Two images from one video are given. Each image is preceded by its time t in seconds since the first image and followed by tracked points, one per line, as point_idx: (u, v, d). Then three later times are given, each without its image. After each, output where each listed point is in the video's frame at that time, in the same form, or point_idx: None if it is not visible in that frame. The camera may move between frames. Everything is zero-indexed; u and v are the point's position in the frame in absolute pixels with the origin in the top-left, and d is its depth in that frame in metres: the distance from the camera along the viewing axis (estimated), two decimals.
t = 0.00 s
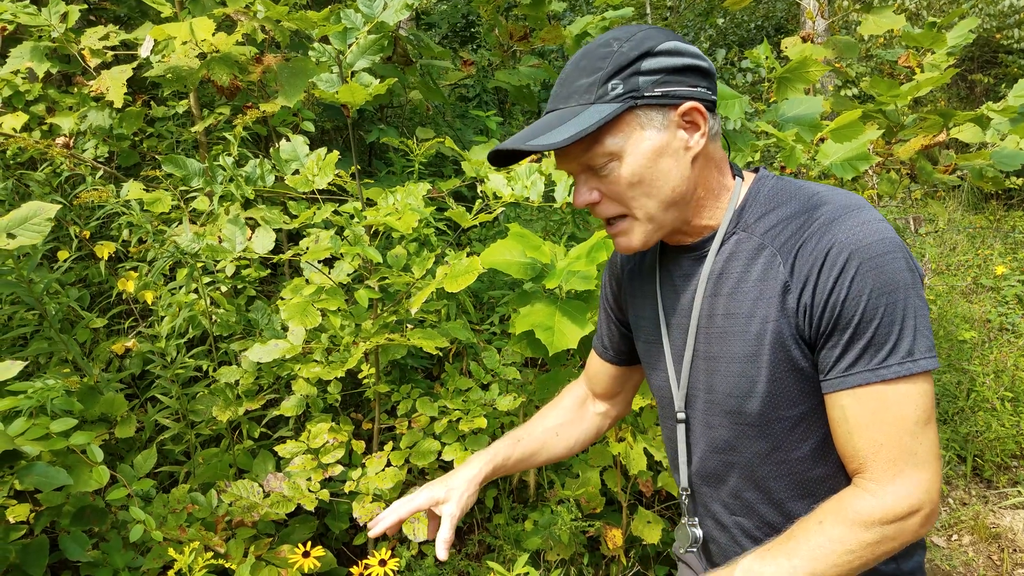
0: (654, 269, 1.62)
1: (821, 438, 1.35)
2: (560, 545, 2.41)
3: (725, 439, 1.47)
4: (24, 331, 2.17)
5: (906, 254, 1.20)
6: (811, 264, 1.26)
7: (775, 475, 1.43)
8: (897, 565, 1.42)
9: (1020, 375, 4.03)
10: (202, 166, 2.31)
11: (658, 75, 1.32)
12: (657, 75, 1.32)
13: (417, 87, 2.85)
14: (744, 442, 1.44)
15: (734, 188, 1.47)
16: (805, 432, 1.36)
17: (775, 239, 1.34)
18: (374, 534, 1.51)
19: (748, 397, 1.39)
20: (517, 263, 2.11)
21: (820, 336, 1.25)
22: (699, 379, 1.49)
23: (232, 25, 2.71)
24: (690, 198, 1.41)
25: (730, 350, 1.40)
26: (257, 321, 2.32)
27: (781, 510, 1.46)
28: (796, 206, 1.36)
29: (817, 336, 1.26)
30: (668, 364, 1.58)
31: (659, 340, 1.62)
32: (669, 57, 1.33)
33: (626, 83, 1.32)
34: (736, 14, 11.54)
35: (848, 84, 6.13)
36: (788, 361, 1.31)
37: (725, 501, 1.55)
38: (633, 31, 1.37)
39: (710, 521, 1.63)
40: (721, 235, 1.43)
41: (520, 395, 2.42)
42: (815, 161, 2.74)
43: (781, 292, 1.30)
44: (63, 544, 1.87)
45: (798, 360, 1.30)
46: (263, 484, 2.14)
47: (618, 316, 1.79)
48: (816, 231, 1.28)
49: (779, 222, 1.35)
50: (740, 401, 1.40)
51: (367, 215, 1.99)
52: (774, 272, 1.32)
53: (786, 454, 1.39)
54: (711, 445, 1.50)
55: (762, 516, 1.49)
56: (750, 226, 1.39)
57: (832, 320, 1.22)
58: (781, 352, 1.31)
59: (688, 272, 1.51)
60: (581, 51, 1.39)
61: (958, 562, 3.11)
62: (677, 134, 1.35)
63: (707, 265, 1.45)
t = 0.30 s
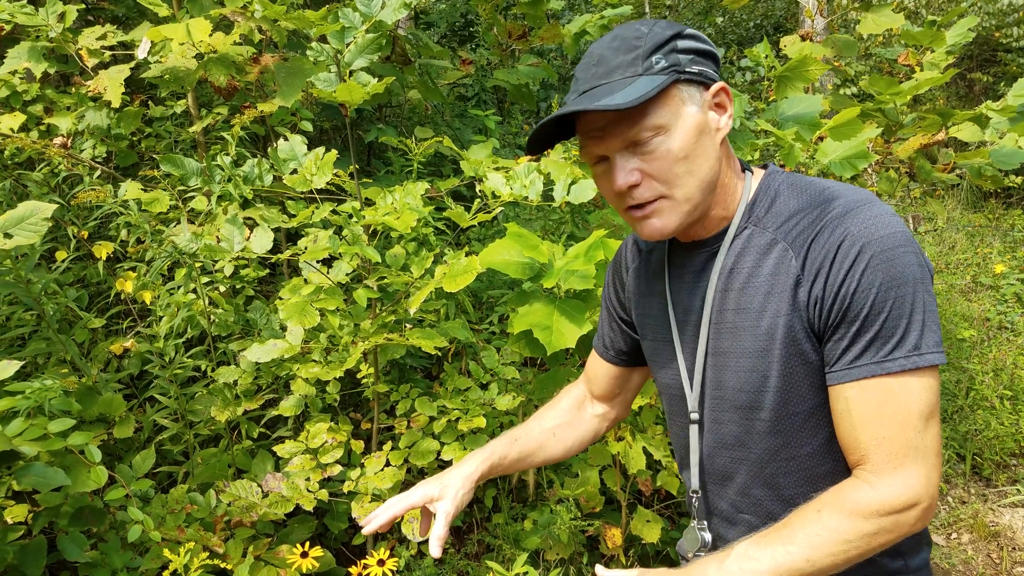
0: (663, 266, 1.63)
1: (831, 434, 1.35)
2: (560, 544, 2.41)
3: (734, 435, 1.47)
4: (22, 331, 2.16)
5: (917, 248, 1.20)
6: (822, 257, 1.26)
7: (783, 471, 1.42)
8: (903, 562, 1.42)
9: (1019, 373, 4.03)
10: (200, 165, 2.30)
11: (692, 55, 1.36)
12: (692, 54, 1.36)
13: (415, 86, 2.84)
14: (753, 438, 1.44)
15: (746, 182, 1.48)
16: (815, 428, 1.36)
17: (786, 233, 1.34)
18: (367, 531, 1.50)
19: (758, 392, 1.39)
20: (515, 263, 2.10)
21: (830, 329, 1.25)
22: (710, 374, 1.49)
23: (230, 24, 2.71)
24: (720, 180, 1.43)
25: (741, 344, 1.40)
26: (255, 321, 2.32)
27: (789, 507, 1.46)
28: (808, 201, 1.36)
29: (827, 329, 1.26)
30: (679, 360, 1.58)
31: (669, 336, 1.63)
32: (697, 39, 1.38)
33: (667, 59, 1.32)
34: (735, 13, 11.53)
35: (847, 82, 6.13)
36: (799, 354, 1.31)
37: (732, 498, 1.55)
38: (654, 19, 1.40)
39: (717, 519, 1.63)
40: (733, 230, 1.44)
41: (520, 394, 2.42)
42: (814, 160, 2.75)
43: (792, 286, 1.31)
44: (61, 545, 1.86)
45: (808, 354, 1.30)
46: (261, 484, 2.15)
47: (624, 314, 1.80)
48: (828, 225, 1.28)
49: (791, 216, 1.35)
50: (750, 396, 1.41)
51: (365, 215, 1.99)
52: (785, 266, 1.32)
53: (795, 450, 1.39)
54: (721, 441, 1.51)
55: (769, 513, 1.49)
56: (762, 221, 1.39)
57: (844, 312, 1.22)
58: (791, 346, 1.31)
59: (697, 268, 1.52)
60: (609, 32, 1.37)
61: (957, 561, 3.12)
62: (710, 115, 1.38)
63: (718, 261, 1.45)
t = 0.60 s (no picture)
0: (669, 263, 1.63)
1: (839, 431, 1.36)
2: (557, 544, 2.41)
3: (741, 432, 1.47)
4: (18, 331, 2.16)
5: (928, 246, 1.21)
6: (833, 255, 1.27)
7: (790, 469, 1.43)
8: (906, 561, 1.43)
9: (1017, 373, 4.03)
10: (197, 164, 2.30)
11: (713, 47, 1.38)
12: (712, 46, 1.38)
13: (412, 85, 2.84)
14: (760, 436, 1.44)
15: (755, 178, 1.49)
16: (822, 426, 1.36)
17: (796, 230, 1.34)
18: (369, 528, 1.50)
19: (768, 389, 1.39)
20: (511, 262, 2.10)
21: (842, 327, 1.25)
22: (718, 371, 1.49)
23: (227, 23, 2.71)
24: (734, 174, 1.44)
25: (750, 341, 1.40)
26: (252, 321, 2.31)
27: (796, 505, 1.46)
28: (817, 198, 1.36)
29: (839, 326, 1.26)
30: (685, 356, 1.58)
31: (675, 332, 1.62)
32: (715, 33, 1.40)
33: (692, 47, 1.33)
34: (733, 12, 11.54)
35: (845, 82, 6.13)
36: (809, 352, 1.31)
37: (738, 496, 1.55)
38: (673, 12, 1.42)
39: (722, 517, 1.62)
40: (741, 227, 1.44)
41: (517, 393, 2.41)
42: (812, 159, 2.75)
43: (802, 283, 1.31)
44: (56, 545, 1.85)
45: (818, 351, 1.31)
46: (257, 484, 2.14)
47: (629, 311, 1.80)
48: (839, 223, 1.28)
49: (801, 213, 1.35)
50: (759, 393, 1.40)
51: (361, 214, 1.99)
52: (796, 263, 1.32)
53: (803, 447, 1.39)
54: (728, 438, 1.50)
55: (776, 511, 1.49)
56: (771, 219, 1.40)
57: (856, 310, 1.22)
58: (802, 344, 1.31)
59: (704, 264, 1.52)
60: (632, 19, 1.37)
61: (954, 560, 3.12)
62: (727, 108, 1.40)
63: (726, 258, 1.45)
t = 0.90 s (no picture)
0: (676, 263, 1.62)
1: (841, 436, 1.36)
2: (557, 545, 2.41)
3: (745, 435, 1.47)
4: (19, 331, 2.17)
5: (934, 254, 1.22)
6: (839, 261, 1.27)
7: (793, 472, 1.43)
8: (908, 565, 1.43)
9: (1017, 376, 4.03)
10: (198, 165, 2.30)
11: (689, 73, 1.32)
12: (689, 73, 1.33)
13: (413, 86, 2.85)
14: (764, 439, 1.44)
15: (763, 181, 1.48)
16: (825, 430, 1.37)
17: (803, 235, 1.34)
18: (373, 488, 1.52)
19: (772, 393, 1.39)
20: (512, 263, 2.10)
21: (846, 333, 1.26)
22: (722, 373, 1.49)
23: (228, 24, 2.72)
24: (712, 196, 1.42)
25: (755, 344, 1.40)
26: (252, 321, 2.32)
27: (798, 508, 1.47)
28: (825, 203, 1.36)
29: (843, 332, 1.26)
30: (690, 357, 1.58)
31: (681, 332, 1.62)
32: (703, 54, 1.33)
33: (655, 80, 1.32)
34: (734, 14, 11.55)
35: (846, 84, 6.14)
36: (813, 357, 1.31)
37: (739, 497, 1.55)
38: (671, 24, 1.37)
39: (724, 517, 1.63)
40: (747, 230, 1.43)
41: (518, 395, 2.41)
42: (812, 162, 2.75)
43: (808, 288, 1.31)
44: (57, 544, 1.86)
45: (823, 356, 1.31)
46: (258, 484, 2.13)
47: (636, 309, 1.79)
48: (845, 229, 1.28)
49: (808, 218, 1.35)
50: (763, 397, 1.41)
51: (362, 216, 1.99)
52: (801, 269, 1.32)
53: (806, 451, 1.40)
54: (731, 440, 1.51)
55: (778, 513, 1.50)
56: (777, 223, 1.39)
57: (860, 317, 1.22)
58: (806, 349, 1.31)
59: (710, 265, 1.51)
60: (616, 39, 1.39)
61: (954, 563, 3.12)
62: (704, 134, 1.36)
63: (731, 261, 1.45)
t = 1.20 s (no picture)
0: (672, 266, 1.62)
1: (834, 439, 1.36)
2: (558, 546, 2.41)
3: (738, 436, 1.48)
4: (22, 332, 2.17)
5: (922, 257, 1.20)
6: (826, 264, 1.26)
7: (785, 473, 1.43)
8: (903, 565, 1.43)
9: (1018, 377, 4.03)
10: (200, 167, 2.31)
11: (676, 80, 1.32)
12: (676, 80, 1.33)
13: (414, 88, 2.85)
14: (756, 441, 1.45)
15: (755, 185, 1.48)
16: (815, 432, 1.37)
17: (792, 239, 1.34)
18: (382, 506, 1.52)
19: (762, 396, 1.39)
20: (513, 265, 2.11)
21: (833, 337, 1.26)
22: (714, 376, 1.49)
23: (230, 25, 2.72)
24: (702, 201, 1.42)
25: (745, 348, 1.40)
26: (254, 322, 2.32)
27: (791, 509, 1.47)
28: (814, 206, 1.36)
29: (831, 336, 1.26)
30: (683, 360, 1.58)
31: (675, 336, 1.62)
32: (690, 61, 1.33)
33: (643, 87, 1.33)
34: (734, 15, 11.55)
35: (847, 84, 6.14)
36: (802, 360, 1.32)
37: (733, 498, 1.56)
38: (658, 32, 1.37)
39: (719, 516, 1.63)
40: (738, 234, 1.43)
41: (519, 396, 2.42)
42: (813, 163, 2.75)
43: (795, 292, 1.31)
44: (59, 545, 1.87)
45: (811, 360, 1.31)
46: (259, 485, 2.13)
47: (632, 312, 1.79)
48: (833, 233, 1.28)
49: (797, 221, 1.35)
50: (754, 400, 1.41)
51: (364, 217, 1.99)
52: (790, 272, 1.32)
53: (797, 453, 1.40)
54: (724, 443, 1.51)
55: (771, 514, 1.50)
56: (768, 227, 1.39)
57: (847, 321, 1.22)
58: (794, 352, 1.32)
59: (704, 267, 1.52)
60: (604, 48, 1.40)
61: (955, 564, 3.12)
62: (693, 139, 1.36)
63: (722, 264, 1.45)
